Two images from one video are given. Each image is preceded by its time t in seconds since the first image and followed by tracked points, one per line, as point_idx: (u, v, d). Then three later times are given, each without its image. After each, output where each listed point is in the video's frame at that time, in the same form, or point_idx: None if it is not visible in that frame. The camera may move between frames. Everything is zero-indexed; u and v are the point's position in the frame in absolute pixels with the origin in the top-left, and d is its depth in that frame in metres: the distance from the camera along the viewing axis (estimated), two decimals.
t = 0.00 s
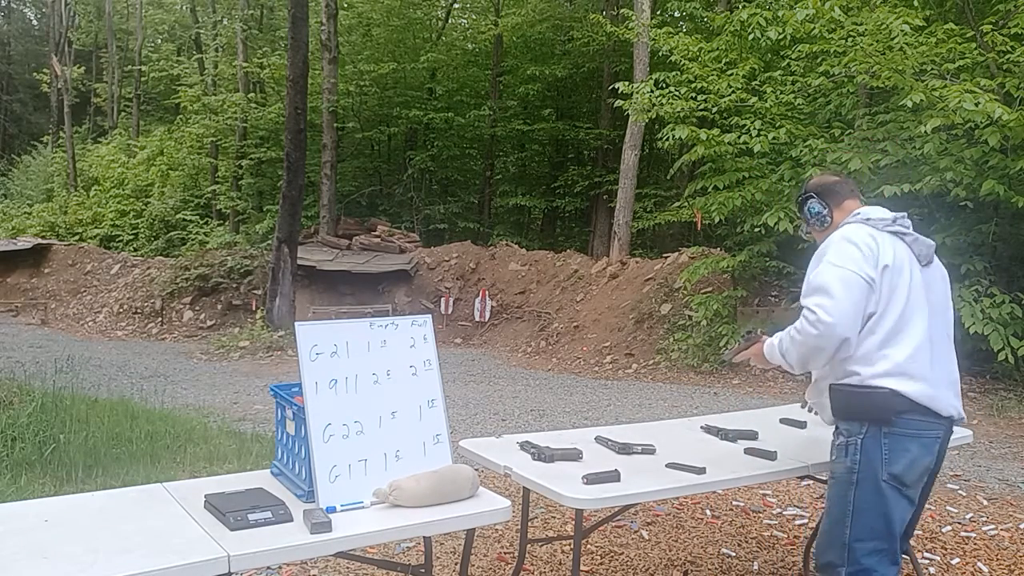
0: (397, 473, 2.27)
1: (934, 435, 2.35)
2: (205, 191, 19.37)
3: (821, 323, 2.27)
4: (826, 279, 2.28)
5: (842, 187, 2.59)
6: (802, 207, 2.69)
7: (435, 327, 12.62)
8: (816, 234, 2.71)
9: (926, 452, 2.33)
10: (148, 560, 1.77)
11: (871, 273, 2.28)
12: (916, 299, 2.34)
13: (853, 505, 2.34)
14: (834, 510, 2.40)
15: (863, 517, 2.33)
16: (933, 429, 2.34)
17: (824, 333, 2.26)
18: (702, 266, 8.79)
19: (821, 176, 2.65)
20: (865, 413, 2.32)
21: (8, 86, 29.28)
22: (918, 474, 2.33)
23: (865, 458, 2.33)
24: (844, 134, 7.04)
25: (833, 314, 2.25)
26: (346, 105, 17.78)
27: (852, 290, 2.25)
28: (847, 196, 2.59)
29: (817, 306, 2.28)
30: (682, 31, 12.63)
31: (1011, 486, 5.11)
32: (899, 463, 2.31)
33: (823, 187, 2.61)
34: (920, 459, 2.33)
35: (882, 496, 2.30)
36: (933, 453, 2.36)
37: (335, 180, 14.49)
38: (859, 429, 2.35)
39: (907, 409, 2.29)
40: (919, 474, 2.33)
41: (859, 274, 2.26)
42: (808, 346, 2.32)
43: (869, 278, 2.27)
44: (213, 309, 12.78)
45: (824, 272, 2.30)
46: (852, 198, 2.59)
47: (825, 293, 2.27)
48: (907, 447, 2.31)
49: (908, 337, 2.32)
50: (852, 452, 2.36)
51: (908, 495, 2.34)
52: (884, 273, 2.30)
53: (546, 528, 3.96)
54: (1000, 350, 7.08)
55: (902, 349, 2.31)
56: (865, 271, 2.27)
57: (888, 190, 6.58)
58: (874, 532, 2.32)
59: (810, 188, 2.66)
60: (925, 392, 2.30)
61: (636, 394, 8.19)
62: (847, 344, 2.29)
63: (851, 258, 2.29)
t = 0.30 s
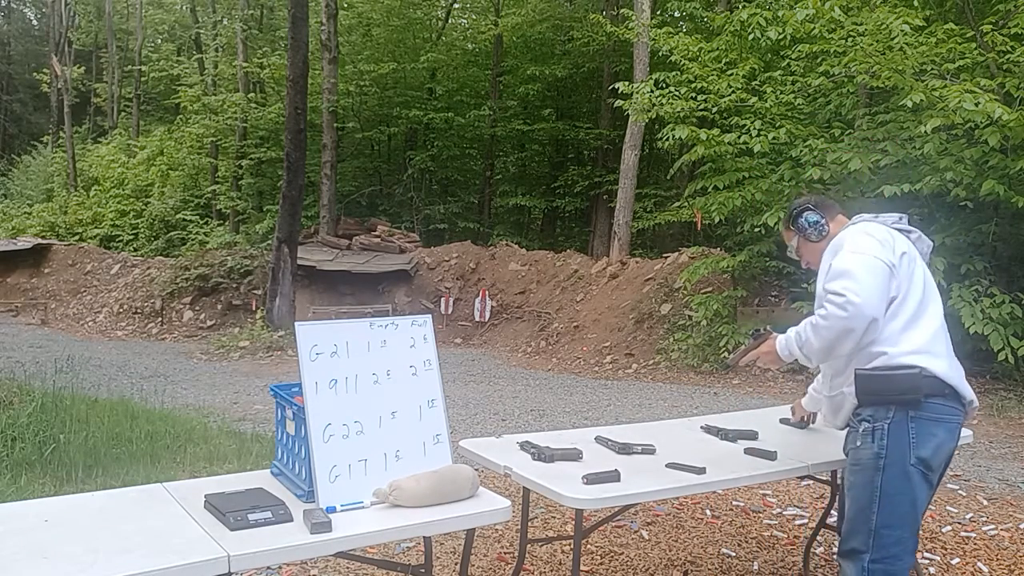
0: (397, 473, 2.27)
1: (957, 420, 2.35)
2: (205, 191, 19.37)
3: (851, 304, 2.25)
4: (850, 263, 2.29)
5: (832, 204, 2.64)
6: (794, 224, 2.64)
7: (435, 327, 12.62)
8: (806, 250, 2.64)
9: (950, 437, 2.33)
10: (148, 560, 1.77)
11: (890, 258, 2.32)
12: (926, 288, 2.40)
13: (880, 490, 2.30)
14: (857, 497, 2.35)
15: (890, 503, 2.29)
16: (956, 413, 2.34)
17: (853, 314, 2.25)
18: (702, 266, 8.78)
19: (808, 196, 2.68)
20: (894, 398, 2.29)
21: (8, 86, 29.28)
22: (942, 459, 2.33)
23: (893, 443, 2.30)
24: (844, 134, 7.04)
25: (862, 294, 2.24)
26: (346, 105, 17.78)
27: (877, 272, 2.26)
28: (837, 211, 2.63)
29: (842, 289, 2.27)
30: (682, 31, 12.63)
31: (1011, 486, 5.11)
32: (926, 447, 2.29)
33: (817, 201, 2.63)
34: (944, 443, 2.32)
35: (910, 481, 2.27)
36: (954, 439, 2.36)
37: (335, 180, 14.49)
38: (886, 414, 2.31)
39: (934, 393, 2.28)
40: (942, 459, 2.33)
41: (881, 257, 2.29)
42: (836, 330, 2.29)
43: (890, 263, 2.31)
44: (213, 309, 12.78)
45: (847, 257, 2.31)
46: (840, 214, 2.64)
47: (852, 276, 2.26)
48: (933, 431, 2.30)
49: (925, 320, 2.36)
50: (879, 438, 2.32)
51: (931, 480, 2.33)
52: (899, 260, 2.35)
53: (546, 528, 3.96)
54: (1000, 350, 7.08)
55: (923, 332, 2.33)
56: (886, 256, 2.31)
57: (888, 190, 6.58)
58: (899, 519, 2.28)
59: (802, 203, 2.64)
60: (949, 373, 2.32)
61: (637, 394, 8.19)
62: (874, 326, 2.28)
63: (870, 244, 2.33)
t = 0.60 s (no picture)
0: (397, 473, 2.27)
1: (958, 419, 2.36)
2: (205, 191, 19.37)
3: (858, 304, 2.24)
4: (856, 262, 2.27)
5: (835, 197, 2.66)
6: (799, 211, 2.61)
7: (435, 327, 12.61)
8: (807, 237, 2.62)
9: (951, 435, 2.34)
10: (148, 560, 1.77)
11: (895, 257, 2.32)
12: (929, 286, 2.41)
13: (883, 490, 2.29)
14: (860, 498, 2.35)
15: (894, 502, 2.28)
16: (956, 411, 2.34)
17: (860, 314, 2.24)
18: (702, 266, 8.78)
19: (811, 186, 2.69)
20: (897, 398, 2.29)
21: (8, 86, 29.28)
22: (944, 457, 2.33)
23: (895, 442, 2.30)
24: (844, 134, 7.05)
25: (868, 294, 2.23)
26: (346, 105, 17.78)
27: (883, 272, 2.26)
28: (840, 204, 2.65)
29: (849, 288, 2.25)
30: (682, 31, 12.63)
31: (1011, 486, 5.11)
32: (930, 446, 2.29)
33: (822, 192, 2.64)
34: (946, 442, 2.33)
35: (912, 481, 2.27)
36: (955, 438, 2.36)
37: (336, 180, 14.48)
38: (888, 414, 2.31)
39: (936, 392, 2.29)
40: (945, 457, 2.33)
41: (888, 257, 2.28)
42: (841, 330, 2.27)
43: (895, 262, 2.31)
44: (213, 309, 12.78)
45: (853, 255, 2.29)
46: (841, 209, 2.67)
47: (859, 275, 2.25)
48: (936, 430, 2.30)
49: (927, 318, 2.37)
50: (881, 437, 2.32)
51: (934, 478, 2.33)
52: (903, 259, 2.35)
53: (546, 528, 3.96)
54: (1000, 350, 7.08)
55: (925, 332, 2.34)
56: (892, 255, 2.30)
57: (889, 190, 6.58)
58: (904, 517, 2.28)
59: (807, 190, 2.64)
60: (951, 372, 2.32)
61: (637, 394, 8.19)
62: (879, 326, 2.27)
63: (876, 242, 2.31)
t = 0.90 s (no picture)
0: (397, 473, 2.27)
1: (944, 439, 2.33)
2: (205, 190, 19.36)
3: (837, 332, 2.23)
4: (841, 287, 2.23)
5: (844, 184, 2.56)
6: (806, 198, 2.53)
7: (435, 327, 12.61)
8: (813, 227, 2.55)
9: (935, 456, 2.32)
10: (147, 560, 1.77)
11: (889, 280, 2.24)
12: (926, 304, 2.33)
13: (863, 511, 2.30)
14: (841, 515, 2.36)
15: (873, 523, 2.29)
16: (942, 432, 2.32)
17: (838, 344, 2.23)
18: (702, 266, 8.78)
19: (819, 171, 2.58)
20: (880, 420, 2.27)
21: (8, 86, 29.28)
22: (926, 479, 2.32)
23: (876, 464, 2.29)
24: (845, 134, 7.05)
25: (847, 322, 2.21)
26: (346, 105, 17.78)
27: (868, 301, 2.21)
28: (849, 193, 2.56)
29: (830, 315, 2.24)
30: (682, 31, 12.63)
31: (1011, 486, 5.11)
32: (911, 469, 2.29)
33: (832, 178, 2.54)
34: (929, 464, 2.31)
35: (892, 503, 2.27)
36: (940, 458, 2.34)
37: (335, 180, 14.47)
38: (871, 434, 2.30)
39: (920, 415, 2.26)
40: (926, 478, 2.32)
41: (876, 282, 2.22)
42: (821, 355, 2.28)
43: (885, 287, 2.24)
44: (213, 309, 12.78)
45: (839, 279, 2.24)
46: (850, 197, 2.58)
47: (841, 305, 2.22)
48: (918, 453, 2.29)
49: (921, 338, 2.31)
50: (862, 458, 2.31)
51: (916, 498, 2.32)
52: (899, 280, 2.28)
53: (546, 528, 3.96)
54: (1000, 350, 7.08)
55: (917, 355, 2.29)
56: (884, 280, 2.23)
57: (889, 190, 6.57)
58: (882, 537, 2.29)
59: (816, 177, 2.53)
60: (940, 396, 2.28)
61: (637, 394, 8.19)
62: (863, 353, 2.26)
63: (869, 263, 2.24)
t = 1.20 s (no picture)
0: (397, 473, 2.27)
1: (924, 452, 2.22)
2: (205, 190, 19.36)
3: (804, 347, 2.19)
4: (814, 302, 2.17)
5: (852, 172, 2.37)
6: (809, 190, 2.37)
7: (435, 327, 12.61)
8: (813, 221, 2.41)
9: (912, 468, 2.21)
10: (147, 561, 1.77)
11: (870, 299, 2.13)
12: (916, 319, 2.20)
13: (834, 517, 2.24)
14: (815, 521, 2.31)
15: (843, 530, 2.23)
16: (921, 443, 2.21)
17: (807, 359, 2.20)
18: (701, 266, 8.77)
19: (826, 156, 2.39)
20: (850, 426, 2.21)
21: (8, 86, 29.29)
22: (902, 491, 2.22)
23: (846, 469, 2.24)
24: (845, 134, 7.05)
25: (815, 341, 2.17)
26: (346, 105, 17.79)
27: (841, 318, 2.13)
28: (857, 183, 2.37)
29: (800, 329, 2.21)
30: (682, 31, 12.63)
31: (1011, 486, 5.11)
32: (882, 478, 2.20)
33: (839, 167, 2.34)
34: (904, 475, 2.21)
35: (860, 511, 2.20)
36: (920, 470, 2.23)
37: (335, 180, 14.47)
38: (842, 440, 2.25)
39: (892, 423, 2.18)
40: (903, 491, 2.21)
41: (853, 301, 2.12)
42: (790, 365, 2.25)
43: (865, 306, 2.13)
44: (213, 309, 12.77)
45: (814, 294, 2.17)
46: (859, 187, 2.39)
47: (811, 319, 2.17)
48: (891, 462, 2.20)
49: (906, 354, 2.20)
50: (833, 463, 2.26)
51: (893, 511, 2.22)
52: (886, 296, 2.16)
53: (546, 528, 3.96)
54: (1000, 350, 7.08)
55: (899, 372, 2.19)
56: (862, 299, 2.13)
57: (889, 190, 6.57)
58: (853, 546, 2.22)
59: (820, 166, 2.35)
60: (921, 414, 2.18)
61: (637, 394, 8.19)
62: (835, 369, 2.20)
63: (849, 280, 2.13)
